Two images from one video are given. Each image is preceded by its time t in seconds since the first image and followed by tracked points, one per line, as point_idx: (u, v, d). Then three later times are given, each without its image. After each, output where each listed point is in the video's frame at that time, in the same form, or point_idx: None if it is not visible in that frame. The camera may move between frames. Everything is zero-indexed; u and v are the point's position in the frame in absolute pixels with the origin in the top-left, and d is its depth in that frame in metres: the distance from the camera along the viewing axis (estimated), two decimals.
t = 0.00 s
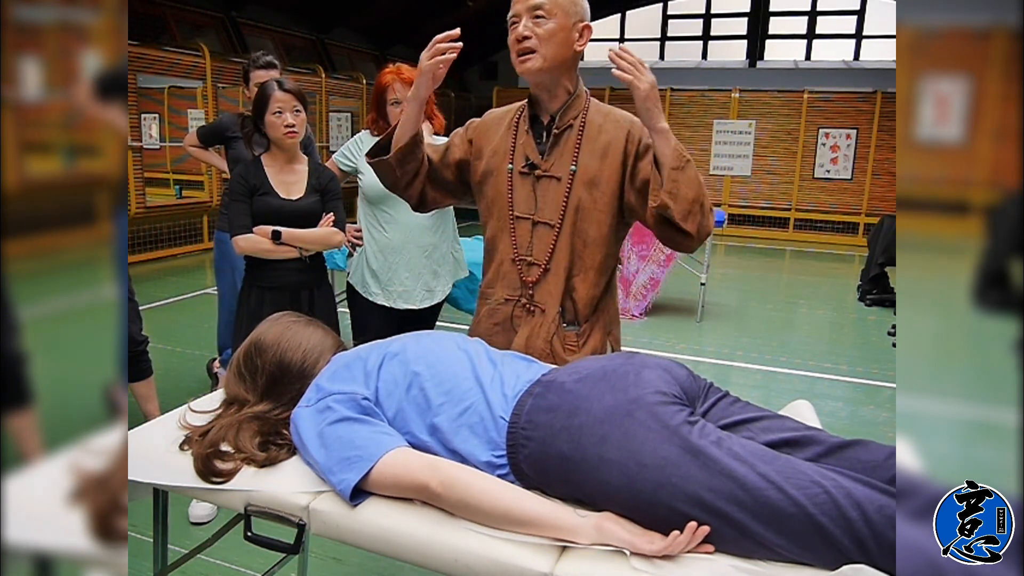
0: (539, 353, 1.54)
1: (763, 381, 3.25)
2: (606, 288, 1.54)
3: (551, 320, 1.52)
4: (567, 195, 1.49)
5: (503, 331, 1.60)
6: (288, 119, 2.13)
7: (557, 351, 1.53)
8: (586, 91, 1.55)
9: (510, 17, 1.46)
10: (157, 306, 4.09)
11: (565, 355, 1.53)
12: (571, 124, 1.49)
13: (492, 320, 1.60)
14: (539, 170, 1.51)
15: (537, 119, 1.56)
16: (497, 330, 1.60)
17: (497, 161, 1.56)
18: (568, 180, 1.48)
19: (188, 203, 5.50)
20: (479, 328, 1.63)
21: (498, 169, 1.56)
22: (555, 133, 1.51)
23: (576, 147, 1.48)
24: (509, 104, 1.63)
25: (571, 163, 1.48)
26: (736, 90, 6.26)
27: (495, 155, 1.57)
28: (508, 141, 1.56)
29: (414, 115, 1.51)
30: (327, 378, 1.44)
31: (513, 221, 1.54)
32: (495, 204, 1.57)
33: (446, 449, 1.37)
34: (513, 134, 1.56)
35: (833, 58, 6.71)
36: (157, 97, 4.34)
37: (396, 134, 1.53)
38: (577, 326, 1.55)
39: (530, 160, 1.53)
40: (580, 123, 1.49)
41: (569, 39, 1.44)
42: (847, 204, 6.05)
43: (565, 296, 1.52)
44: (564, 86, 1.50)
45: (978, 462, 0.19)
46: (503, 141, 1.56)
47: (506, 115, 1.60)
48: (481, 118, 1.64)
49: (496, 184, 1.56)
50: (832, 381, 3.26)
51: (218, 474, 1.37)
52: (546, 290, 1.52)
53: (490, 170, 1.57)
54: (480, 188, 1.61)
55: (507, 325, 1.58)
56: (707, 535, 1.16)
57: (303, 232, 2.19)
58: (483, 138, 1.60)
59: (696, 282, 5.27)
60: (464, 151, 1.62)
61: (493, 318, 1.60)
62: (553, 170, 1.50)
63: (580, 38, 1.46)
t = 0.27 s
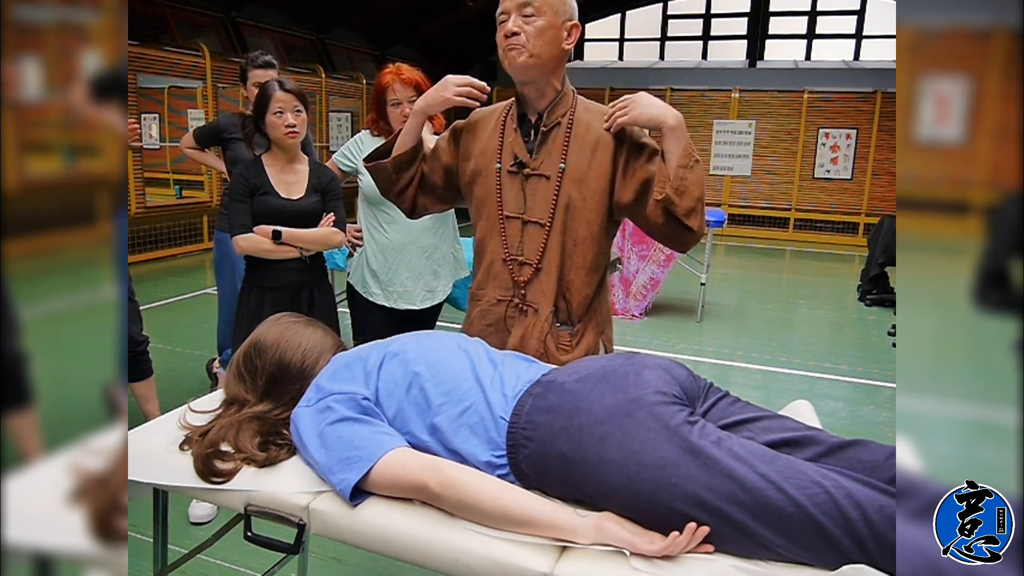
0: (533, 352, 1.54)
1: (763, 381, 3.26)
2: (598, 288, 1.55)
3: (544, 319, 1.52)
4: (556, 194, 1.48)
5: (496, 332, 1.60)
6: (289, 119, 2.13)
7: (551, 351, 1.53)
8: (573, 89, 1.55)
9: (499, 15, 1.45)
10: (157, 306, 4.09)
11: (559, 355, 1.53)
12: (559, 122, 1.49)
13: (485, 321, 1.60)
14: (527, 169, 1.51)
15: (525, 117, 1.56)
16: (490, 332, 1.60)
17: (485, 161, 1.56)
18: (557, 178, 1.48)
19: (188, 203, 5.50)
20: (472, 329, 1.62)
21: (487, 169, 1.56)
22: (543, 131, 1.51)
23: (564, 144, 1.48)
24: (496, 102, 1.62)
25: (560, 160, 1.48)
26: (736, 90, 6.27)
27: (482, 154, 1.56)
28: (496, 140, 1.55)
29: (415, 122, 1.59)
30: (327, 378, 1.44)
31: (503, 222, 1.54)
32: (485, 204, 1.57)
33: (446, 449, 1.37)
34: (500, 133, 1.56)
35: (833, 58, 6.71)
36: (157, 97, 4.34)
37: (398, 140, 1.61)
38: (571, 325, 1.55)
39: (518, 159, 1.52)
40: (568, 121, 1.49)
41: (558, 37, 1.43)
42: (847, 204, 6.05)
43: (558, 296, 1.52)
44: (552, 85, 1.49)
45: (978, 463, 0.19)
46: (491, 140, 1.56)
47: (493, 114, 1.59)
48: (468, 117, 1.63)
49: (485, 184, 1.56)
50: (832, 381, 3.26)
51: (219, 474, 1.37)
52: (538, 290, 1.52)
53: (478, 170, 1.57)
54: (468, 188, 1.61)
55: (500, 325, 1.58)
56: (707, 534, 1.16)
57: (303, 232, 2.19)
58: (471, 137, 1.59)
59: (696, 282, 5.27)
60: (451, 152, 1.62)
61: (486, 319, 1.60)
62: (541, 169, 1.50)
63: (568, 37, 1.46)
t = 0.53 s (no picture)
0: (533, 351, 1.54)
1: (763, 381, 3.26)
2: (598, 288, 1.55)
3: (543, 319, 1.52)
4: (554, 192, 1.48)
5: (495, 332, 1.60)
6: (289, 119, 2.13)
7: (550, 350, 1.53)
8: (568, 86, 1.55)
9: (494, 14, 1.45)
10: (157, 306, 4.09)
11: (558, 354, 1.53)
12: (555, 120, 1.49)
13: (484, 322, 1.60)
14: (524, 168, 1.51)
15: (521, 116, 1.56)
16: (489, 332, 1.60)
17: (481, 160, 1.56)
18: (554, 177, 1.48)
19: (188, 203, 5.50)
20: (471, 329, 1.62)
21: (483, 167, 1.56)
22: (540, 129, 1.50)
23: (561, 142, 1.48)
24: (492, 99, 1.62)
25: (557, 159, 1.48)
26: (736, 90, 6.27)
27: (478, 154, 1.56)
28: (491, 139, 1.55)
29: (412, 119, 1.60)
30: (327, 378, 1.44)
31: (500, 221, 1.54)
32: (481, 203, 1.57)
33: (446, 449, 1.37)
34: (496, 132, 1.55)
35: (833, 58, 6.71)
36: (157, 97, 4.34)
37: (398, 134, 1.63)
38: (570, 324, 1.55)
39: (514, 158, 1.52)
40: (564, 119, 1.49)
41: (554, 34, 1.43)
42: (847, 204, 6.05)
43: (557, 295, 1.52)
44: (546, 84, 1.49)
45: (979, 462, 0.18)
46: (487, 139, 1.56)
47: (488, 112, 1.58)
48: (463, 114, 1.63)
49: (481, 183, 1.56)
50: (832, 381, 3.26)
51: (218, 474, 1.37)
52: (537, 289, 1.52)
53: (474, 169, 1.57)
54: (464, 187, 1.61)
55: (499, 325, 1.59)
56: (707, 534, 1.16)
57: (303, 232, 2.19)
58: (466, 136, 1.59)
59: (695, 282, 5.27)
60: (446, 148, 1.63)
61: (484, 320, 1.60)
62: (538, 167, 1.49)
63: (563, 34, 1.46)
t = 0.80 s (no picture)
0: (533, 350, 1.55)
1: (763, 381, 3.26)
2: (600, 287, 1.55)
3: (544, 319, 1.52)
4: (555, 190, 1.48)
5: (495, 332, 1.60)
6: (289, 119, 2.13)
7: (550, 349, 1.54)
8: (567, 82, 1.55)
9: (492, 14, 1.45)
10: (157, 306, 4.09)
11: (558, 354, 1.54)
12: (554, 116, 1.49)
13: (484, 321, 1.60)
14: (524, 166, 1.51)
15: (521, 113, 1.56)
16: (489, 331, 1.60)
17: (481, 158, 1.56)
18: (555, 174, 1.48)
19: (188, 203, 5.50)
20: (471, 328, 1.62)
21: (482, 165, 1.55)
22: (540, 126, 1.50)
23: (561, 139, 1.48)
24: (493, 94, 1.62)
25: (557, 156, 1.48)
26: (736, 90, 6.27)
27: (477, 150, 1.56)
28: (491, 135, 1.55)
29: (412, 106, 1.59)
30: (327, 378, 1.44)
31: (500, 221, 1.54)
32: (481, 201, 1.57)
33: (446, 449, 1.37)
34: (495, 129, 1.55)
35: (833, 58, 6.71)
36: (157, 97, 4.34)
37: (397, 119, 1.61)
38: (572, 323, 1.55)
39: (513, 155, 1.52)
40: (564, 115, 1.49)
41: (553, 31, 1.43)
42: (847, 204, 6.06)
43: (558, 294, 1.52)
44: (545, 81, 1.49)
45: (979, 462, 0.18)
46: (486, 136, 1.55)
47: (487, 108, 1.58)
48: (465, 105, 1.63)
49: (480, 181, 1.56)
50: (832, 381, 3.26)
51: (218, 474, 1.37)
52: (538, 289, 1.52)
53: (473, 166, 1.57)
54: (462, 184, 1.61)
55: (499, 324, 1.59)
56: (707, 535, 1.16)
57: (303, 232, 2.19)
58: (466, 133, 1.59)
59: (695, 282, 5.27)
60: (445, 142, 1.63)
61: (484, 319, 1.60)
62: (539, 165, 1.49)
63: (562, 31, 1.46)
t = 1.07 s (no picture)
0: (534, 351, 1.56)
1: (763, 381, 3.26)
2: (603, 287, 1.55)
3: (546, 320, 1.53)
4: (556, 189, 1.48)
5: (495, 332, 1.60)
6: (289, 119, 2.13)
7: (551, 350, 1.54)
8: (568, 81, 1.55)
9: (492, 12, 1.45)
10: (157, 306, 4.09)
11: (559, 355, 1.55)
12: (556, 116, 1.49)
13: (485, 322, 1.60)
14: (526, 165, 1.51)
15: (522, 112, 1.56)
16: (489, 331, 1.60)
17: (482, 157, 1.55)
18: (557, 175, 1.48)
19: (188, 203, 5.50)
20: (471, 328, 1.62)
21: (483, 164, 1.55)
22: (541, 125, 1.50)
23: (563, 138, 1.48)
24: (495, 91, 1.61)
25: (559, 156, 1.48)
26: (736, 90, 6.27)
27: (478, 148, 1.56)
28: (492, 133, 1.55)
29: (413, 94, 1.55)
30: (327, 378, 1.44)
31: (501, 221, 1.54)
32: (481, 201, 1.57)
33: (446, 449, 1.37)
34: (496, 128, 1.55)
35: (833, 58, 6.72)
36: (157, 97, 4.34)
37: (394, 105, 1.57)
38: (574, 324, 1.55)
39: (515, 155, 1.52)
40: (565, 114, 1.49)
41: (555, 30, 1.43)
42: (847, 204, 6.06)
43: (561, 295, 1.52)
44: (546, 79, 1.49)
45: (980, 463, 0.18)
46: (487, 134, 1.55)
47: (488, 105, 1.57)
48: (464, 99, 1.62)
49: (480, 180, 1.56)
50: (832, 381, 3.26)
51: (219, 474, 1.37)
52: (539, 290, 1.52)
53: (474, 164, 1.57)
54: (462, 182, 1.61)
55: (500, 325, 1.59)
56: (707, 535, 1.16)
57: (303, 233, 2.19)
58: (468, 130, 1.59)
59: (695, 282, 5.27)
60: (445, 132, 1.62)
61: (484, 320, 1.60)
62: (541, 165, 1.49)
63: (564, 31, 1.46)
